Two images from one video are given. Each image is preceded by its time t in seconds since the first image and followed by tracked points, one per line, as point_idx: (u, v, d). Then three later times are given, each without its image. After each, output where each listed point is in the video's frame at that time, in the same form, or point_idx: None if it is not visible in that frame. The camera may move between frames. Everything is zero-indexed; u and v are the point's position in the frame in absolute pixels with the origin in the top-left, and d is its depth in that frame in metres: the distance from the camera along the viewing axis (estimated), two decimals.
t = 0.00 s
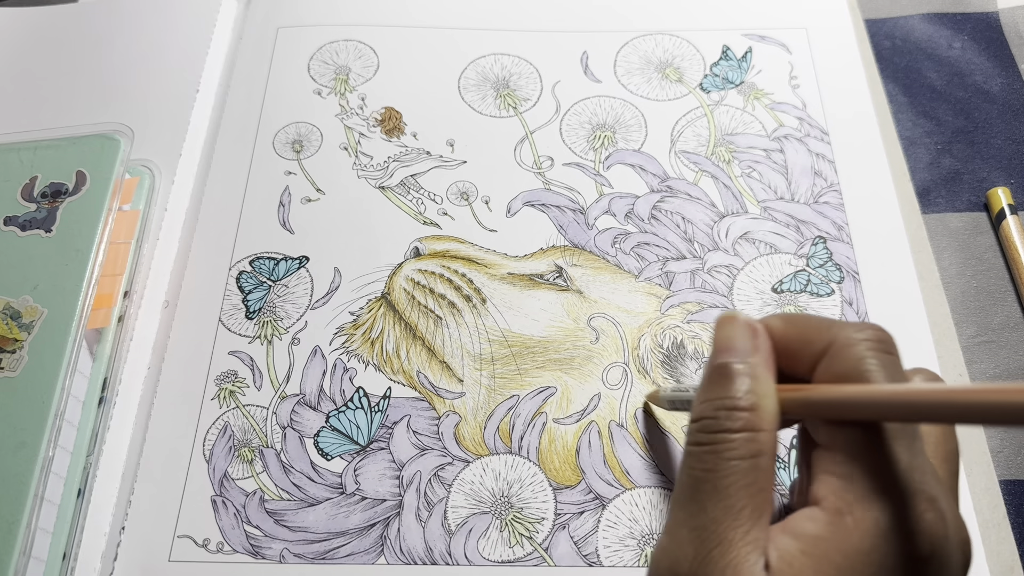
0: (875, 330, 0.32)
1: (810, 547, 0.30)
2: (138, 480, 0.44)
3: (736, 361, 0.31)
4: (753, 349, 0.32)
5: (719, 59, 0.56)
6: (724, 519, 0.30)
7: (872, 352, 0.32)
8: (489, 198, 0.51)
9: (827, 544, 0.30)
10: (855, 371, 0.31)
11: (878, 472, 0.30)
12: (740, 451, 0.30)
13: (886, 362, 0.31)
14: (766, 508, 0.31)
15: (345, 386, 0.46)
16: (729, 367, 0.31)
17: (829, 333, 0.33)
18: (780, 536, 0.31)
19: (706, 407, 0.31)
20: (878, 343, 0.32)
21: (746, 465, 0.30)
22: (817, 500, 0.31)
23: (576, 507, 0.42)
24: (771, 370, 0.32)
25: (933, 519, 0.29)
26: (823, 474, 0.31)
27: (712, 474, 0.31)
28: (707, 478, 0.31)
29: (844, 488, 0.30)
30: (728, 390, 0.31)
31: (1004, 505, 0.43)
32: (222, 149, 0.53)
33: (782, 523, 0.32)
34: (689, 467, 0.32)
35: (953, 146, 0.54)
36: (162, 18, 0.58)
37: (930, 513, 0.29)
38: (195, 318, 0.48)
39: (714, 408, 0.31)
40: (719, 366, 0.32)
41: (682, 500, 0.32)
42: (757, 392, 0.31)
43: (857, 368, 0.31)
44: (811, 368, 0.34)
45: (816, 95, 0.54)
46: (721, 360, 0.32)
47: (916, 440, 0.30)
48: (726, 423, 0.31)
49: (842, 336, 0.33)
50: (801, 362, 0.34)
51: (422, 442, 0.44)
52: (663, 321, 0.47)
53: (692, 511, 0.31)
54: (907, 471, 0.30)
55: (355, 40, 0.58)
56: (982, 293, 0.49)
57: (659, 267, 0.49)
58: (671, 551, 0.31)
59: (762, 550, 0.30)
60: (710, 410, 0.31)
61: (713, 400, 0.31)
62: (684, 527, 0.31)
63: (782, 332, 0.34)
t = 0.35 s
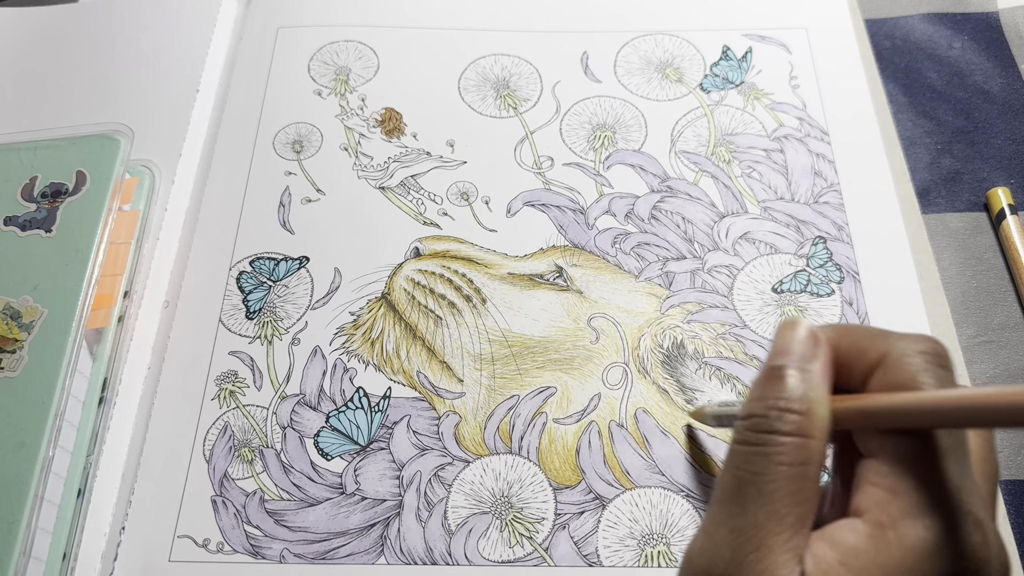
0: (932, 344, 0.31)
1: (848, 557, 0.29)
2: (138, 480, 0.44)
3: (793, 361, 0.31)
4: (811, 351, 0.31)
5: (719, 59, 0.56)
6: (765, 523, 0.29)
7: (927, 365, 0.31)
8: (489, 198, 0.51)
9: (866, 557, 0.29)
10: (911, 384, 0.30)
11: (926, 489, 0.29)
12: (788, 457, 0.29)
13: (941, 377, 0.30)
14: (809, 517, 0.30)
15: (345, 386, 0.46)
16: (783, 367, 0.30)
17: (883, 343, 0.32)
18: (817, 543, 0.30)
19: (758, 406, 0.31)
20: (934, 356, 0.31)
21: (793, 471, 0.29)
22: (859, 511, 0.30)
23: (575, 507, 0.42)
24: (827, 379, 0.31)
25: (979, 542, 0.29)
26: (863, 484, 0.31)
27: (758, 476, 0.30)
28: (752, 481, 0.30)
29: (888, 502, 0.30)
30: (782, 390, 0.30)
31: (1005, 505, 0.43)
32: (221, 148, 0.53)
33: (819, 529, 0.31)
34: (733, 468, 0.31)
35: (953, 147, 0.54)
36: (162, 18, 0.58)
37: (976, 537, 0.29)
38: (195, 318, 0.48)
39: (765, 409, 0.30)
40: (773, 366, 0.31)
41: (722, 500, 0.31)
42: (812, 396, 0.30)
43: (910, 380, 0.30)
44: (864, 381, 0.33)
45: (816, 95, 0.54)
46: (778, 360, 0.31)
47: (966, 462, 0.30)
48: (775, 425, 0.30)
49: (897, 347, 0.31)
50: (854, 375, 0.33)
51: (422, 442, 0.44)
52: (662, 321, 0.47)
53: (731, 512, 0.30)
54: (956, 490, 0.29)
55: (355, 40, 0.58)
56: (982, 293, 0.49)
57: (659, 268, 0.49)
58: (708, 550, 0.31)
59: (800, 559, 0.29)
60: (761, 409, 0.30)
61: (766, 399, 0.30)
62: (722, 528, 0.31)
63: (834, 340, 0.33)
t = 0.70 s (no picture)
0: (957, 355, 0.32)
1: (868, 568, 0.29)
2: (138, 480, 0.44)
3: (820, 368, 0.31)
4: (838, 358, 0.32)
5: (719, 59, 0.56)
6: (784, 528, 0.30)
7: (954, 375, 0.32)
8: (490, 198, 0.51)
9: (885, 568, 0.29)
10: (937, 393, 0.31)
11: (950, 504, 0.29)
12: (811, 463, 0.30)
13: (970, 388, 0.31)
14: (829, 524, 0.30)
15: (345, 386, 0.46)
16: (812, 373, 0.31)
17: (907, 354, 0.33)
18: (835, 553, 0.30)
19: (782, 409, 0.31)
20: (960, 366, 0.32)
21: (815, 477, 0.30)
22: (881, 523, 0.30)
23: (575, 507, 0.42)
24: (853, 386, 0.31)
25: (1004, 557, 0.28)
26: (889, 497, 0.31)
27: (779, 480, 0.30)
28: (773, 484, 0.30)
29: (911, 515, 0.30)
30: (807, 396, 0.31)
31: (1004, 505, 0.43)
32: (222, 148, 0.53)
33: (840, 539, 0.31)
34: (755, 470, 0.31)
35: (953, 147, 0.54)
36: (162, 18, 0.58)
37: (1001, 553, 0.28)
38: (196, 318, 0.48)
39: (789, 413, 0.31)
40: (802, 371, 0.32)
41: (742, 504, 0.31)
42: (837, 401, 0.30)
43: (938, 389, 0.31)
44: (888, 397, 0.33)
45: (816, 95, 0.54)
46: (806, 366, 0.32)
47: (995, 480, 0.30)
48: (801, 431, 0.30)
49: (923, 358, 0.32)
50: (879, 386, 0.34)
51: (422, 442, 0.44)
52: (662, 321, 0.47)
53: (751, 516, 0.31)
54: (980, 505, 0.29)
55: (355, 40, 0.58)
56: (982, 293, 0.49)
57: (659, 268, 0.49)
58: (723, 554, 0.31)
59: (818, 566, 0.29)
60: (784, 412, 0.31)
61: (791, 403, 0.31)
62: (739, 530, 0.31)
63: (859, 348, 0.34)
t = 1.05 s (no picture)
0: (970, 357, 0.32)
1: (879, 570, 0.29)
2: (138, 480, 0.44)
3: (834, 369, 0.31)
4: (852, 359, 0.32)
5: (719, 60, 0.56)
6: (793, 527, 0.30)
7: (965, 378, 0.31)
8: (490, 198, 0.51)
9: (895, 569, 0.29)
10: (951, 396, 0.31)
11: (963, 508, 0.29)
12: (822, 463, 0.30)
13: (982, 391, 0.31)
14: (840, 523, 0.30)
15: (345, 386, 0.46)
16: (826, 374, 0.31)
17: (922, 358, 0.32)
18: (847, 553, 0.30)
19: (794, 410, 0.31)
20: (975, 370, 0.31)
21: (826, 477, 0.30)
22: (890, 523, 0.30)
23: (575, 507, 0.42)
24: (867, 386, 0.31)
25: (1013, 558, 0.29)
26: (897, 496, 0.31)
27: (789, 479, 0.31)
28: (783, 483, 0.31)
29: (922, 516, 0.30)
30: (820, 396, 0.31)
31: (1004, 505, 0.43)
32: (222, 148, 0.53)
33: (851, 538, 0.31)
34: (765, 469, 0.32)
35: (953, 147, 0.54)
36: (162, 18, 0.58)
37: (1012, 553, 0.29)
38: (195, 317, 0.48)
39: (802, 413, 0.31)
40: (814, 371, 0.32)
41: (753, 500, 0.32)
42: (850, 403, 0.30)
43: (951, 392, 0.31)
44: (903, 396, 0.33)
45: (816, 95, 0.54)
46: (819, 366, 0.32)
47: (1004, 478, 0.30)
48: (812, 431, 0.30)
49: (935, 361, 0.32)
50: (893, 388, 0.33)
51: (422, 442, 0.44)
52: (663, 321, 0.47)
53: (762, 512, 0.31)
54: (995, 508, 0.29)
55: (355, 40, 0.58)
56: (982, 293, 0.49)
57: (659, 268, 0.49)
58: (735, 550, 0.32)
59: (827, 565, 0.30)
60: (796, 413, 0.31)
61: (803, 404, 0.31)
62: (751, 527, 0.31)
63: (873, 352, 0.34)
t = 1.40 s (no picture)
0: (912, 337, 0.33)
1: (836, 554, 0.30)
2: (138, 480, 0.44)
3: (776, 359, 0.31)
4: (794, 348, 0.32)
5: (719, 59, 0.56)
6: (751, 518, 0.30)
7: (909, 358, 0.32)
8: (489, 198, 0.51)
9: (853, 553, 0.30)
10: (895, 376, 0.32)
11: (906, 486, 0.30)
12: (774, 454, 0.30)
13: (925, 369, 0.32)
14: (798, 511, 0.30)
15: (345, 386, 0.46)
16: (769, 366, 0.31)
17: (865, 339, 0.33)
18: (809, 541, 0.31)
19: (743, 405, 0.31)
20: (915, 349, 0.32)
21: (779, 468, 0.30)
22: (849, 509, 0.31)
23: (575, 507, 0.42)
24: (812, 372, 0.31)
25: (965, 533, 0.28)
26: (854, 483, 0.32)
27: (743, 473, 0.31)
28: (737, 477, 0.31)
29: (875, 498, 0.31)
30: (766, 390, 0.31)
31: (1004, 504, 0.43)
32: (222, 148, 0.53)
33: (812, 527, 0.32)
34: (721, 465, 0.32)
35: (953, 147, 0.54)
36: (162, 18, 0.58)
37: (962, 528, 0.29)
38: (195, 317, 0.48)
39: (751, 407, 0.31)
40: (760, 364, 0.32)
41: (711, 496, 0.32)
42: (795, 393, 0.30)
43: (894, 373, 0.32)
44: (848, 377, 0.34)
45: (816, 95, 0.54)
46: (761, 359, 0.32)
47: (952, 455, 0.30)
48: (762, 425, 0.30)
49: (879, 342, 0.33)
50: (838, 370, 0.34)
51: (422, 442, 0.44)
52: (662, 321, 0.47)
53: (719, 507, 0.31)
54: (941, 483, 0.29)
55: (355, 40, 0.58)
56: (982, 293, 0.49)
57: (659, 268, 0.49)
58: (699, 547, 0.31)
59: (789, 554, 0.30)
60: (746, 408, 0.31)
61: (750, 399, 0.31)
62: (711, 523, 0.31)
63: (818, 334, 0.34)
